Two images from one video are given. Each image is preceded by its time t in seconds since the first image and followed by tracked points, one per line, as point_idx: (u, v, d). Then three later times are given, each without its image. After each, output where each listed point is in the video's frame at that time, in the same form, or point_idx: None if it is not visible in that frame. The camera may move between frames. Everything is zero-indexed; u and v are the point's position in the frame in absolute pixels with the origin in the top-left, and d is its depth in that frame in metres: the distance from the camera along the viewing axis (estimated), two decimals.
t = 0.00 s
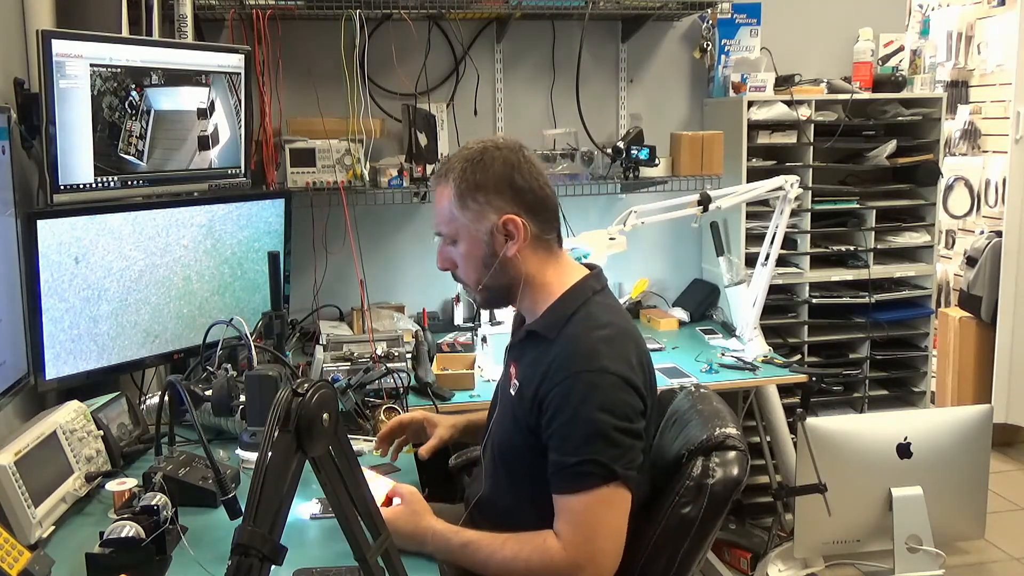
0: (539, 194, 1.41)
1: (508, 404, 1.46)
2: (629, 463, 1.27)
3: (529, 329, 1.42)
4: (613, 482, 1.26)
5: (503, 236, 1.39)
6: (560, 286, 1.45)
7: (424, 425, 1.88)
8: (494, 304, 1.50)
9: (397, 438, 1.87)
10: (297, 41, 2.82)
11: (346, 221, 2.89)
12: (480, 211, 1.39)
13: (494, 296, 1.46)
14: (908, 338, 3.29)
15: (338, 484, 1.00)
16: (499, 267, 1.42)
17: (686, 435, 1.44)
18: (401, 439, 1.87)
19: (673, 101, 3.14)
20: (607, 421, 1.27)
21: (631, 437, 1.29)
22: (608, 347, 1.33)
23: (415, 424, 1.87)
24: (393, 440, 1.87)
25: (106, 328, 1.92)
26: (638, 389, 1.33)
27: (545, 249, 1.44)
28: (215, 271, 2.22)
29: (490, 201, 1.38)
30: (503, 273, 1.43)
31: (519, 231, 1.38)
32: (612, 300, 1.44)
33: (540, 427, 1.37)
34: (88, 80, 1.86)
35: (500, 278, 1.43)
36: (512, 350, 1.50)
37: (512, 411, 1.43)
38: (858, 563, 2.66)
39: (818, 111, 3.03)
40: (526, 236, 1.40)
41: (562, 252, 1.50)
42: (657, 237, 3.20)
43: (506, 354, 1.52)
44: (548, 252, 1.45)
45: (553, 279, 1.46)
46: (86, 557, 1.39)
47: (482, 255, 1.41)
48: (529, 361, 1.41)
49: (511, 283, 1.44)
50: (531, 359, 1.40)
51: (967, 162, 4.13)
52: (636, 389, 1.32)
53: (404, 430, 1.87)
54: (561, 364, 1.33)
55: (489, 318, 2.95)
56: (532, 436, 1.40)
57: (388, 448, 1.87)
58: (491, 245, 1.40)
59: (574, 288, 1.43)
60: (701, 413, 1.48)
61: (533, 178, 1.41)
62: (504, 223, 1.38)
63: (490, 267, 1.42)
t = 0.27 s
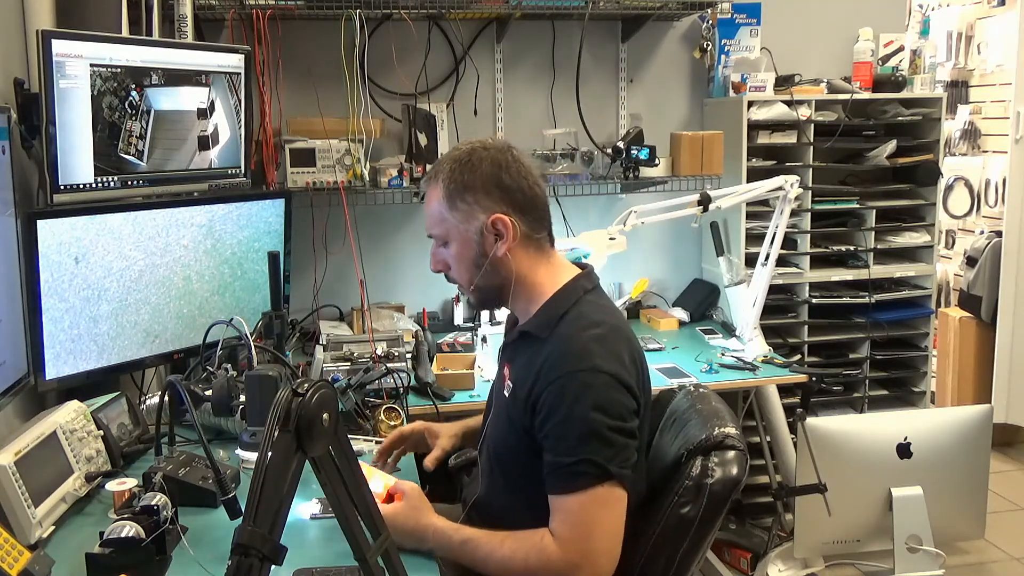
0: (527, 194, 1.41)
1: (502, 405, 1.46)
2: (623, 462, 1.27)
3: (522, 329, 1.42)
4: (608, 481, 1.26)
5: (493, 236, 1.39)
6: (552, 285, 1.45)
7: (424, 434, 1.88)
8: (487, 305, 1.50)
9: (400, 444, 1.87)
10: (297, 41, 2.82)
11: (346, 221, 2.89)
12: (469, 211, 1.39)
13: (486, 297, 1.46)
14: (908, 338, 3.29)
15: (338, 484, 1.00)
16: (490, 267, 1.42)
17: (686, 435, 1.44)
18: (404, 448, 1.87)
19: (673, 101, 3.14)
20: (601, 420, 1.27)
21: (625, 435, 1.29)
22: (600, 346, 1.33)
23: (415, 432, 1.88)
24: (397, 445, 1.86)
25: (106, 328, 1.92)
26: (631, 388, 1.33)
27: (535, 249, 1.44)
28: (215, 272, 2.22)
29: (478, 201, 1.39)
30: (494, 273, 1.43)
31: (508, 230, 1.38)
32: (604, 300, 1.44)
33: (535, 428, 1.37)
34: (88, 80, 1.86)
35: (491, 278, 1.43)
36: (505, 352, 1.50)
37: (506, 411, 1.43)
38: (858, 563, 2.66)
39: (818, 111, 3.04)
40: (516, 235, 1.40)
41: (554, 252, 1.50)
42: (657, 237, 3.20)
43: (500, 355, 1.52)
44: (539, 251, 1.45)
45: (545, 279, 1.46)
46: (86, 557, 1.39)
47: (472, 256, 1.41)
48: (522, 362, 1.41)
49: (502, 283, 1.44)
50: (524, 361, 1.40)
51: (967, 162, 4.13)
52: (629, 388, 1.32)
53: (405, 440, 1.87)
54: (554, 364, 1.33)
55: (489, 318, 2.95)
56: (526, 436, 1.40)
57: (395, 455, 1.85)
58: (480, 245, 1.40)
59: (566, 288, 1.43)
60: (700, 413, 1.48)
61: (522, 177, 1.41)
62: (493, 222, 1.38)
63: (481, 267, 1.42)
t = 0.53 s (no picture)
0: (523, 195, 1.40)
1: (500, 405, 1.46)
2: (625, 460, 1.27)
3: (519, 330, 1.42)
4: (613, 480, 1.26)
5: (488, 238, 1.39)
6: (549, 285, 1.45)
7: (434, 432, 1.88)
8: (486, 306, 1.50)
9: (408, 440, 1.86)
10: (297, 41, 2.82)
11: (346, 221, 2.89)
12: (464, 213, 1.39)
13: (484, 298, 1.46)
14: (908, 338, 3.29)
15: (337, 483, 1.00)
16: (486, 269, 1.42)
17: (686, 435, 1.44)
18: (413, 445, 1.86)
19: (673, 101, 3.14)
20: (601, 419, 1.27)
21: (626, 434, 1.29)
22: (599, 345, 1.33)
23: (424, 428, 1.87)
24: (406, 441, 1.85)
25: (106, 328, 1.92)
26: (631, 387, 1.33)
27: (532, 249, 1.44)
28: (215, 271, 2.22)
29: (473, 203, 1.38)
30: (490, 274, 1.43)
31: (503, 231, 1.38)
32: (602, 299, 1.44)
33: (535, 428, 1.37)
34: (88, 81, 1.86)
35: (488, 279, 1.43)
36: (503, 352, 1.50)
37: (505, 410, 1.43)
38: (858, 563, 2.66)
39: (818, 111, 3.04)
40: (511, 236, 1.40)
41: (552, 252, 1.50)
42: (657, 237, 3.20)
43: (497, 354, 1.53)
44: (536, 252, 1.45)
45: (543, 280, 1.46)
46: (86, 557, 1.39)
47: (469, 258, 1.42)
48: (520, 362, 1.41)
49: (500, 284, 1.44)
50: (523, 360, 1.40)
51: (967, 161, 4.13)
52: (628, 387, 1.32)
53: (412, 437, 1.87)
54: (553, 364, 1.33)
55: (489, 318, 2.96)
56: (525, 436, 1.40)
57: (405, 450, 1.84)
58: (477, 249, 1.40)
59: (564, 288, 1.43)
60: (700, 413, 1.48)
61: (517, 178, 1.40)
62: (488, 224, 1.38)
63: (478, 269, 1.42)
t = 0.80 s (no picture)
0: (523, 197, 1.41)
1: (499, 406, 1.46)
2: (628, 459, 1.27)
3: (518, 331, 1.42)
4: (617, 478, 1.26)
5: (489, 242, 1.39)
6: (550, 286, 1.46)
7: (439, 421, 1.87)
8: (485, 309, 1.50)
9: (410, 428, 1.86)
10: (297, 41, 2.82)
11: (346, 221, 2.89)
12: (464, 217, 1.39)
13: (484, 300, 1.46)
14: (908, 338, 3.29)
15: (337, 483, 1.00)
16: (487, 272, 1.42)
17: (686, 435, 1.44)
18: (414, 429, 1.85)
19: (673, 101, 3.14)
20: (603, 419, 1.27)
21: (626, 433, 1.29)
22: (597, 345, 1.33)
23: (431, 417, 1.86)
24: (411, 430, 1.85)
25: (106, 328, 1.92)
26: (630, 387, 1.33)
27: (532, 251, 1.45)
28: (215, 271, 2.22)
29: (473, 206, 1.38)
30: (491, 277, 1.43)
31: (505, 234, 1.38)
32: (601, 300, 1.44)
33: (535, 428, 1.37)
34: (88, 80, 1.86)
35: (489, 282, 1.43)
36: (502, 353, 1.51)
37: (503, 411, 1.43)
38: (858, 563, 2.66)
39: (818, 111, 3.03)
40: (512, 239, 1.40)
41: (551, 253, 1.50)
42: (657, 237, 3.20)
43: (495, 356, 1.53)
44: (535, 254, 1.46)
45: (543, 281, 1.46)
46: (86, 557, 1.39)
47: (469, 261, 1.41)
48: (519, 364, 1.41)
49: (500, 287, 1.44)
50: (522, 362, 1.41)
51: (967, 161, 4.13)
52: (627, 387, 1.32)
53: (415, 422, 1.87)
54: (553, 365, 1.33)
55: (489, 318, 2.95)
56: (525, 437, 1.40)
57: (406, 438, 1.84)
58: (478, 252, 1.40)
59: (562, 288, 1.43)
60: (700, 413, 1.48)
61: (516, 181, 1.41)
62: (490, 227, 1.38)
63: (478, 273, 1.42)
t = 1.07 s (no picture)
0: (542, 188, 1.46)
1: (496, 407, 1.46)
2: (628, 454, 1.26)
3: (515, 329, 1.44)
4: (618, 474, 1.25)
5: (530, 223, 1.41)
6: (551, 279, 1.47)
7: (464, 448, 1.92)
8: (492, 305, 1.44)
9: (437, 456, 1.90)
10: (297, 41, 2.82)
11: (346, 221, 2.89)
12: (514, 195, 1.37)
13: (504, 291, 1.41)
14: (908, 338, 3.29)
15: (337, 483, 1.00)
16: (521, 257, 1.40)
17: (686, 435, 1.44)
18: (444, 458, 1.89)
19: (673, 101, 3.14)
20: (601, 415, 1.26)
21: (626, 428, 1.28)
22: (593, 342, 1.33)
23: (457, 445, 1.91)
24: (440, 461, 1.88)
25: (106, 328, 1.92)
26: (627, 383, 1.32)
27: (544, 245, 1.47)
28: (215, 272, 2.22)
29: (521, 186, 1.39)
30: (522, 265, 1.40)
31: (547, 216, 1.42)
32: (594, 297, 1.44)
33: (533, 427, 1.36)
34: (89, 80, 1.86)
35: (518, 271, 1.40)
36: (499, 355, 1.51)
37: (501, 412, 1.43)
38: (859, 563, 2.66)
39: (818, 111, 3.03)
40: (547, 225, 1.44)
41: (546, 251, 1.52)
42: (657, 237, 3.21)
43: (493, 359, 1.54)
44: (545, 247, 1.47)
45: (546, 275, 1.47)
46: (86, 557, 1.39)
47: (509, 243, 1.37)
48: (516, 365, 1.41)
49: (523, 277, 1.42)
50: (519, 362, 1.41)
51: (967, 162, 4.13)
52: (624, 383, 1.32)
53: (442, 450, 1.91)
54: (549, 364, 1.33)
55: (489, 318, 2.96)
56: (524, 436, 1.39)
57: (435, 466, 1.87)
58: (518, 235, 1.38)
59: (555, 286, 1.44)
60: (700, 412, 1.48)
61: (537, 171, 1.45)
62: (534, 209, 1.41)
63: (515, 256, 1.38)
